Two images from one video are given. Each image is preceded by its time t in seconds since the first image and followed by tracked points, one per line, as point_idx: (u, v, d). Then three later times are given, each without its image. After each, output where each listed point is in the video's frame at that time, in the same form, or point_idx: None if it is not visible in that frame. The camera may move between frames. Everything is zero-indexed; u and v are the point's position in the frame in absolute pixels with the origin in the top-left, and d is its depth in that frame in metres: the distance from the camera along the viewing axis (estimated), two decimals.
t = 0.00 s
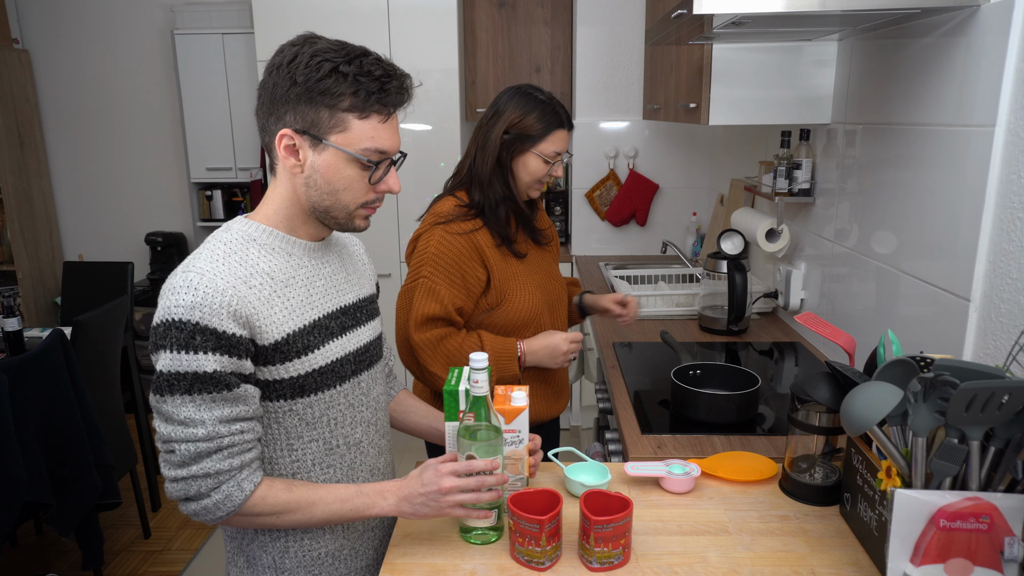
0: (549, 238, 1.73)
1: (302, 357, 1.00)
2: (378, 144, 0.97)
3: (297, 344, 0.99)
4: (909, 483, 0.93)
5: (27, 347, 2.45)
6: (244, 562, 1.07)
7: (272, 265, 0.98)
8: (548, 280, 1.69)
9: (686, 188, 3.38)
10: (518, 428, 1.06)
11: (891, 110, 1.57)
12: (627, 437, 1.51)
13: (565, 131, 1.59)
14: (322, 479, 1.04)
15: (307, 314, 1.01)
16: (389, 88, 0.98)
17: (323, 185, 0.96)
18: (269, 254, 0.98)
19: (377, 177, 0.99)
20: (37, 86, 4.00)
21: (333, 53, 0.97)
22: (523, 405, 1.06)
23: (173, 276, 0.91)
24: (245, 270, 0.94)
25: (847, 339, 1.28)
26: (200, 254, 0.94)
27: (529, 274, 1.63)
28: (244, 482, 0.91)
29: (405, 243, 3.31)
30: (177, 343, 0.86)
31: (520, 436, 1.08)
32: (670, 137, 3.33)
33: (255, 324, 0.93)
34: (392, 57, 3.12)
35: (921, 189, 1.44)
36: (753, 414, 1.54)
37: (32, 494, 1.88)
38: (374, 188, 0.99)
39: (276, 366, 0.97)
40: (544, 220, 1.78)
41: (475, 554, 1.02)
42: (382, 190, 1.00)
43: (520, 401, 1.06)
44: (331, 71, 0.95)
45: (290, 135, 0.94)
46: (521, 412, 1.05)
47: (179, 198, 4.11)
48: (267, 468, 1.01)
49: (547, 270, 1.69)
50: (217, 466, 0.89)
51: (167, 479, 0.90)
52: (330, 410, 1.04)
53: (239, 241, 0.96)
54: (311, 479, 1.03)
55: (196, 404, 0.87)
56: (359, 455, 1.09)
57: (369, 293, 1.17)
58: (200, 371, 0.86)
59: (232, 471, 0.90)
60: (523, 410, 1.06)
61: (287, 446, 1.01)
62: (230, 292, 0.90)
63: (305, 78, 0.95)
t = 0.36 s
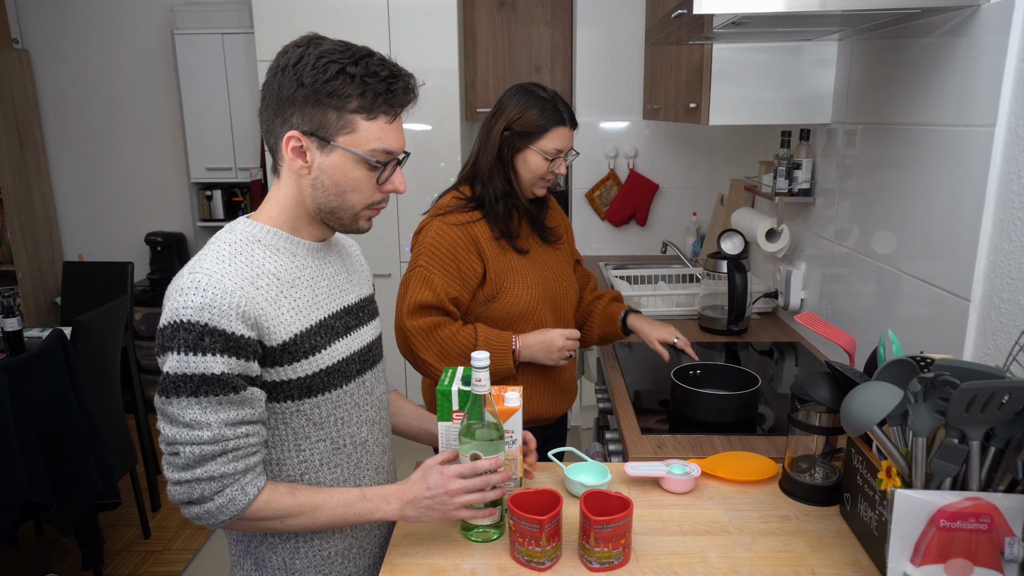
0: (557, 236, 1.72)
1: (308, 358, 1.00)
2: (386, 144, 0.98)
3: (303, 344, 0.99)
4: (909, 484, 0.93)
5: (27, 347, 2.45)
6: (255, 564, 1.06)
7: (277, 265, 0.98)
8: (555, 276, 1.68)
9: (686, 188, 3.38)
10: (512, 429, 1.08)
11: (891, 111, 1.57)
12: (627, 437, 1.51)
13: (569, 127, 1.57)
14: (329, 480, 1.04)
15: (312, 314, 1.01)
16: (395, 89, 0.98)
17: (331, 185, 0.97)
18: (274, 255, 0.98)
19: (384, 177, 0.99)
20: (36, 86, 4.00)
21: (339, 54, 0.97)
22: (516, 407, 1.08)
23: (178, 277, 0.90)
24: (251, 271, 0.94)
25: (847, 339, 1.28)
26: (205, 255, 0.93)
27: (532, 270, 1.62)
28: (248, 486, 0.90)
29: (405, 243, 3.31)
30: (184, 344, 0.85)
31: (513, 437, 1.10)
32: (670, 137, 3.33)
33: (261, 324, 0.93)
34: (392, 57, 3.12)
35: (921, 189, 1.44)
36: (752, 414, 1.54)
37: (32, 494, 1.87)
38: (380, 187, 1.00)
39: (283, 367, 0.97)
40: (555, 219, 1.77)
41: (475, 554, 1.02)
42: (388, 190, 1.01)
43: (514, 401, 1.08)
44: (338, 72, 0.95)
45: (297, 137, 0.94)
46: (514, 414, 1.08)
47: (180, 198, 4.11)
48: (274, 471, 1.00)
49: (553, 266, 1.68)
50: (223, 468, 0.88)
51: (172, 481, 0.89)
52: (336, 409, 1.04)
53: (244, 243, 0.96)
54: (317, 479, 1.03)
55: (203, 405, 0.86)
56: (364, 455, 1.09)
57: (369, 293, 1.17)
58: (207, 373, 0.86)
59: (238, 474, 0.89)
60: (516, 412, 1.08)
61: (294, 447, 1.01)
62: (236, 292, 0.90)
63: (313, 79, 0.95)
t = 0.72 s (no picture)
0: (564, 239, 1.72)
1: (316, 360, 1.00)
2: (393, 132, 1.00)
3: (312, 346, 0.99)
4: (909, 484, 0.93)
5: (28, 347, 2.45)
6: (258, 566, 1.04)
7: (285, 267, 0.98)
8: (563, 279, 1.67)
9: (686, 189, 3.38)
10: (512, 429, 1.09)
11: (891, 111, 1.57)
12: (627, 437, 1.51)
13: (567, 132, 1.55)
14: (334, 480, 1.04)
15: (319, 317, 1.01)
16: (396, 77, 1.01)
17: (345, 180, 0.98)
18: (281, 257, 0.98)
19: (393, 165, 1.02)
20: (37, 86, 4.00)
21: (335, 49, 0.98)
22: (516, 407, 1.08)
23: (188, 278, 0.90)
24: (261, 274, 0.94)
25: (847, 339, 1.28)
26: (213, 255, 0.93)
27: (539, 277, 1.62)
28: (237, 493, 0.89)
29: (406, 243, 3.31)
30: (193, 348, 0.85)
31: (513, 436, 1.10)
32: (670, 137, 3.33)
33: (270, 328, 0.93)
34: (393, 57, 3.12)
35: (921, 189, 1.44)
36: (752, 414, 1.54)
37: (32, 494, 1.87)
38: (389, 175, 1.03)
39: (292, 369, 0.97)
40: (561, 221, 1.76)
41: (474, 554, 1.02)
42: (395, 177, 1.04)
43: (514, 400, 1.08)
44: (340, 67, 0.97)
45: (309, 135, 0.95)
46: (514, 414, 1.08)
47: (180, 198, 4.11)
48: (278, 472, 1.00)
49: (560, 271, 1.67)
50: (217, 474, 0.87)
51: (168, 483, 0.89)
52: (342, 411, 1.04)
53: (252, 244, 0.96)
54: (321, 480, 1.03)
55: (203, 409, 0.86)
56: (366, 455, 1.10)
57: (367, 294, 1.17)
58: (211, 378, 0.85)
59: (232, 480, 0.89)
60: (516, 412, 1.08)
61: (300, 447, 1.01)
62: (246, 296, 0.90)
63: (318, 77, 0.96)
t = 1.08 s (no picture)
0: (567, 241, 1.72)
1: (322, 358, 1.00)
2: (393, 121, 1.03)
3: (318, 345, 0.99)
4: (909, 484, 0.93)
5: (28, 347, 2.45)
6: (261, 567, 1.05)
7: (291, 266, 0.98)
8: (566, 282, 1.67)
9: (686, 189, 3.38)
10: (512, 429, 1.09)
11: (891, 111, 1.57)
12: (627, 437, 1.51)
13: (573, 134, 1.54)
14: (336, 479, 1.05)
15: (324, 315, 1.01)
16: (392, 68, 1.04)
17: (356, 172, 1.00)
18: (287, 255, 0.98)
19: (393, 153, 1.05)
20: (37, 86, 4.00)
21: (333, 45, 1.00)
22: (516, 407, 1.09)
23: (197, 277, 0.89)
24: (269, 272, 0.94)
25: (847, 339, 1.28)
26: (221, 252, 0.93)
27: (542, 280, 1.62)
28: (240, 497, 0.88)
29: (405, 243, 3.31)
30: (203, 346, 0.84)
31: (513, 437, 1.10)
32: (670, 137, 3.33)
33: (278, 327, 0.92)
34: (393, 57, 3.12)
35: (920, 189, 1.45)
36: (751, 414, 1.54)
37: (32, 494, 1.87)
38: (391, 163, 1.06)
39: (299, 368, 0.97)
40: (564, 223, 1.76)
41: (475, 554, 1.02)
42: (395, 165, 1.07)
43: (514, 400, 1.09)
44: (343, 62, 0.99)
45: (321, 132, 0.96)
46: (514, 414, 1.08)
47: (179, 198, 4.11)
48: (282, 472, 1.00)
49: (563, 273, 1.68)
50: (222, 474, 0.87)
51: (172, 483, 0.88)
52: (344, 409, 1.04)
53: (258, 242, 0.96)
54: (323, 480, 1.03)
55: (211, 408, 0.85)
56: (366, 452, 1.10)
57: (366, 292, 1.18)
58: (220, 377, 0.85)
59: (236, 483, 0.88)
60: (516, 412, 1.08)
61: (304, 447, 1.00)
62: (256, 294, 0.89)
63: (325, 74, 0.97)
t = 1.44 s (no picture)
0: (569, 241, 1.73)
1: (316, 357, 1.00)
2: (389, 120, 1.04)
3: (312, 344, 0.99)
4: (909, 484, 0.93)
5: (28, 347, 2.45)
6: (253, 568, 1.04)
7: (286, 265, 0.98)
8: (566, 282, 1.68)
9: (686, 189, 3.38)
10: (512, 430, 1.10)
11: (890, 111, 1.57)
12: (627, 437, 1.51)
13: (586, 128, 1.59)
14: (329, 480, 1.04)
15: (319, 314, 1.01)
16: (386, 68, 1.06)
17: (354, 169, 1.01)
18: (282, 254, 0.98)
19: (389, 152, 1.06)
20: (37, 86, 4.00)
21: (330, 44, 1.00)
22: (515, 407, 1.08)
23: (191, 275, 0.90)
24: (262, 271, 0.94)
25: (847, 339, 1.28)
26: (215, 251, 0.93)
27: (544, 279, 1.62)
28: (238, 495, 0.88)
29: (405, 243, 3.31)
30: (197, 344, 0.84)
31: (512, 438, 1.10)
32: (670, 137, 3.33)
33: (272, 324, 0.93)
34: (393, 57, 3.12)
35: (921, 190, 1.44)
36: (749, 414, 1.54)
37: (32, 494, 1.87)
38: (385, 162, 1.07)
39: (293, 367, 0.97)
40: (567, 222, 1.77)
41: (475, 554, 1.02)
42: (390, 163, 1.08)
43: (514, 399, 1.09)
44: (340, 60, 0.99)
45: (320, 129, 0.97)
46: (513, 414, 1.08)
47: (180, 198, 4.11)
48: (275, 472, 1.00)
49: (564, 274, 1.68)
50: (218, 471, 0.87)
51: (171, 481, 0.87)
52: (338, 409, 1.04)
53: (252, 242, 0.95)
54: (317, 480, 1.03)
55: (206, 406, 0.85)
56: (360, 452, 1.10)
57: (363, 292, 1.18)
58: (215, 374, 0.85)
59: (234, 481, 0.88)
60: (514, 412, 1.08)
61: (298, 447, 1.01)
62: (249, 292, 0.90)
63: (324, 72, 0.97)
